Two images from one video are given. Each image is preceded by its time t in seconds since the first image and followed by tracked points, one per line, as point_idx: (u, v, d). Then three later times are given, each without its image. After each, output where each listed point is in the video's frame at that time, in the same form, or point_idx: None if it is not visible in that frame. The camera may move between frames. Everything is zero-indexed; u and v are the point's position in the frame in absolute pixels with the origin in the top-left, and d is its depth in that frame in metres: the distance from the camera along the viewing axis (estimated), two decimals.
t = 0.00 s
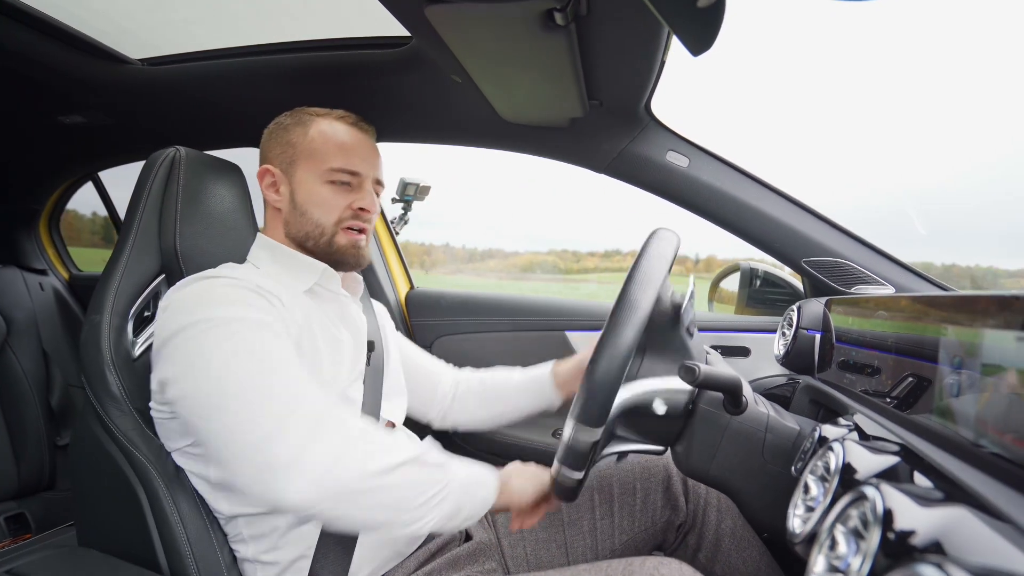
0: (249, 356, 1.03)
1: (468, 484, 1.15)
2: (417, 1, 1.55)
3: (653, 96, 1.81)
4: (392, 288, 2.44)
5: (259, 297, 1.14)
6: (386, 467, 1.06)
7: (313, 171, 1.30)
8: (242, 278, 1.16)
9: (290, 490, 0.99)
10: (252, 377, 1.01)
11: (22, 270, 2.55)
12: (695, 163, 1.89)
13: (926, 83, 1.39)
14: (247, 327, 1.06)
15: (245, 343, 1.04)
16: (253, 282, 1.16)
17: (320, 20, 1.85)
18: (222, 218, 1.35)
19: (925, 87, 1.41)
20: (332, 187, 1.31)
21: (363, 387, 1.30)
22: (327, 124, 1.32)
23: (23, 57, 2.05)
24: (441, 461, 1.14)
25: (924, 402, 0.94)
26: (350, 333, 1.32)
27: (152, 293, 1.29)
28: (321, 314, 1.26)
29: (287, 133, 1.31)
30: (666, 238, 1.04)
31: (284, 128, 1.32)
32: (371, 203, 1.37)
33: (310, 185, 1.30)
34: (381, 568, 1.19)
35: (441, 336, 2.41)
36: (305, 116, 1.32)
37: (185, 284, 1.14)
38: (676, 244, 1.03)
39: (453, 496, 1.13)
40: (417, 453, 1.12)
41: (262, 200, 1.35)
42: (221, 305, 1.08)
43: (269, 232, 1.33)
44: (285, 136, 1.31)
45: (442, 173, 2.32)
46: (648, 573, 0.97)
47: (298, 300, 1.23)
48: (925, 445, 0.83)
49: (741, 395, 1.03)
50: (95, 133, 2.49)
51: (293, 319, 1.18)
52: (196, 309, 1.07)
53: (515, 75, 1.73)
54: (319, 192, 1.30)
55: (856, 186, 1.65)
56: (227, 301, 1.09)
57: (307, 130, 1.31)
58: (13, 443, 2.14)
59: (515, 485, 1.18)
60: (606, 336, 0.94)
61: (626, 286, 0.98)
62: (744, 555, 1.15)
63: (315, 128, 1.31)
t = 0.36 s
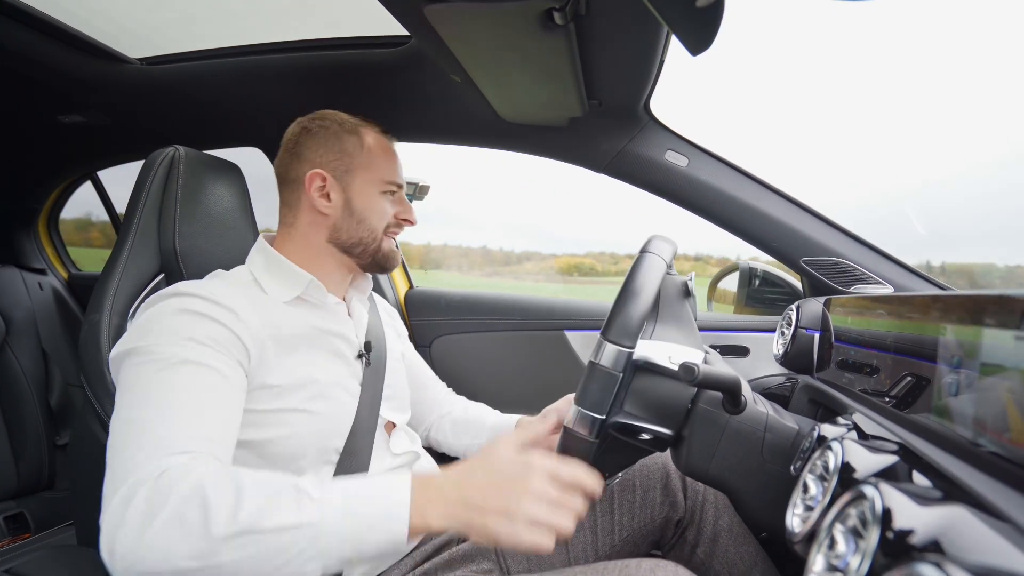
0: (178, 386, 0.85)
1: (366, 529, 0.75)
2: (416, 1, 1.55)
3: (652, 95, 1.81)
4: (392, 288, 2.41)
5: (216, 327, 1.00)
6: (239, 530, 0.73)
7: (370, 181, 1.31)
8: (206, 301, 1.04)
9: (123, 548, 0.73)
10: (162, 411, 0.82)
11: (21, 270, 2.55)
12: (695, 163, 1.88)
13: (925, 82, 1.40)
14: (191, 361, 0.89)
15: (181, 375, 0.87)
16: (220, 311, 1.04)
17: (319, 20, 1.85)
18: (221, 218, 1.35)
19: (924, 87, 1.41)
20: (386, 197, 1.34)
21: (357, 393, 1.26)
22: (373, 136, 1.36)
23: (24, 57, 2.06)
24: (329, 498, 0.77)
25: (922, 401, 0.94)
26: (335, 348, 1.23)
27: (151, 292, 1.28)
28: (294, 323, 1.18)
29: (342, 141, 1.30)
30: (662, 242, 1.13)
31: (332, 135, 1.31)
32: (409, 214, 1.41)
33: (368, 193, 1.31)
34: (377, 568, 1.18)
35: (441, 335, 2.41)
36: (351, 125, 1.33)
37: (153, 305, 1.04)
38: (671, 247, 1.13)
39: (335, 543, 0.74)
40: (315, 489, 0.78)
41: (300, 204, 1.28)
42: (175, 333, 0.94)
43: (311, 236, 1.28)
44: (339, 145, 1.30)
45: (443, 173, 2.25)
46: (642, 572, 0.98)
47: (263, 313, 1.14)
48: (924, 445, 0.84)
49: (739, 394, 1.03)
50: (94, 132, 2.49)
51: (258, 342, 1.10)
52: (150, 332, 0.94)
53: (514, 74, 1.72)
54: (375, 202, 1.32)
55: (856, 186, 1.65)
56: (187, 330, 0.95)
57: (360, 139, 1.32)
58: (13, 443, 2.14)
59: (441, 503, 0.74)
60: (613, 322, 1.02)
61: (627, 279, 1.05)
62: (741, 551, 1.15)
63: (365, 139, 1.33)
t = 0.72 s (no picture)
0: (235, 334, 0.94)
1: (487, 350, 0.94)
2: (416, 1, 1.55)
3: (652, 94, 1.82)
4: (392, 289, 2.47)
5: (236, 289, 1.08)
6: (401, 382, 0.89)
7: (310, 176, 1.27)
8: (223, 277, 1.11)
9: (329, 438, 0.88)
10: (247, 352, 0.91)
11: (20, 270, 2.55)
12: (695, 163, 1.88)
13: (923, 82, 1.40)
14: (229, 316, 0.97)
15: (230, 327, 0.95)
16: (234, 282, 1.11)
17: (319, 19, 1.85)
18: (220, 218, 1.34)
19: (924, 87, 1.41)
20: (331, 190, 1.28)
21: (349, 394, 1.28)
22: (312, 124, 1.29)
23: (24, 57, 2.07)
24: (439, 339, 0.94)
25: (922, 401, 0.94)
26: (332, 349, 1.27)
27: (150, 293, 1.28)
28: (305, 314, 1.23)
29: (275, 139, 1.28)
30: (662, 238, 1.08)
31: (268, 135, 1.30)
32: (369, 200, 1.34)
33: (308, 189, 1.27)
34: (376, 568, 1.18)
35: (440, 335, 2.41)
36: (286, 119, 1.29)
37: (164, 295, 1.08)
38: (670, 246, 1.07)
39: (476, 358, 0.93)
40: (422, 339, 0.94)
41: (257, 210, 1.32)
42: (206, 305, 1.01)
43: (269, 239, 1.32)
44: (273, 144, 1.28)
45: (444, 174, 2.27)
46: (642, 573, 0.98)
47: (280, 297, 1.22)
48: (923, 445, 0.84)
49: (739, 394, 1.03)
50: (94, 132, 2.49)
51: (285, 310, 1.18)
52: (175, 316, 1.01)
53: (514, 74, 1.73)
54: (319, 197, 1.27)
55: (856, 186, 1.65)
56: (211, 299, 1.02)
57: (293, 132, 1.28)
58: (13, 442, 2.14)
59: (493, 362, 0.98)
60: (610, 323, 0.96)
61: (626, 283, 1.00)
62: (743, 550, 1.15)
63: (301, 130, 1.28)
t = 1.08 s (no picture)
0: (289, 303, 0.99)
1: (541, 305, 1.03)
2: (416, 2, 1.55)
3: (652, 95, 1.82)
4: (392, 289, 2.51)
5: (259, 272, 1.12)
6: (473, 324, 0.99)
7: (316, 177, 1.27)
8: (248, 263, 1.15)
9: (430, 364, 0.96)
10: (314, 312, 0.98)
11: (21, 271, 2.56)
12: (695, 163, 1.89)
13: (924, 83, 1.40)
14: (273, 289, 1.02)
15: (282, 297, 1.00)
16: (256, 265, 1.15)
17: (319, 20, 1.85)
18: (221, 218, 1.34)
19: (924, 87, 1.41)
20: (336, 192, 1.29)
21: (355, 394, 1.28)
22: (320, 124, 1.29)
23: (24, 57, 2.07)
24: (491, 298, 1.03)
25: (922, 402, 0.94)
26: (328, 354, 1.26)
27: (150, 294, 1.28)
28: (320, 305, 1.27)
29: (282, 138, 1.28)
30: (662, 238, 0.99)
31: (275, 132, 1.29)
32: (373, 203, 1.35)
33: (313, 190, 1.27)
34: (376, 569, 1.18)
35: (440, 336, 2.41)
36: (295, 117, 1.29)
37: (185, 290, 1.09)
38: (668, 257, 0.97)
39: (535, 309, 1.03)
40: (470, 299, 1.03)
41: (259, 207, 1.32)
42: (237, 286, 1.05)
43: (272, 237, 1.32)
44: (279, 143, 1.28)
45: (445, 174, 2.28)
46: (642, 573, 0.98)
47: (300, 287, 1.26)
48: (923, 445, 0.84)
49: (738, 394, 1.03)
50: (94, 133, 2.49)
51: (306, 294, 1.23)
52: (210, 305, 1.04)
53: (514, 76, 1.73)
54: (323, 198, 1.28)
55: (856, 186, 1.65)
56: (243, 283, 1.06)
57: (301, 132, 1.28)
58: (13, 443, 2.15)
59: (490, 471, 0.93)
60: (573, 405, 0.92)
61: (610, 316, 0.94)
62: (743, 552, 1.15)
63: (309, 130, 1.28)
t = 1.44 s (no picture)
0: (226, 336, 1.00)
1: (468, 348, 0.98)
2: (418, 5, 1.55)
3: (653, 99, 1.82)
4: (392, 292, 2.50)
5: (225, 289, 1.16)
6: (378, 395, 0.94)
7: (327, 178, 1.28)
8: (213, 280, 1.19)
9: (268, 436, 0.94)
10: (236, 352, 0.98)
11: (22, 274, 2.56)
12: (695, 167, 1.89)
13: (925, 87, 1.41)
14: (216, 317, 1.04)
15: (220, 327, 1.02)
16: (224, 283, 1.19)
17: (320, 24, 1.85)
18: (222, 222, 1.36)
19: (925, 90, 1.41)
20: (345, 195, 1.31)
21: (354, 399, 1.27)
22: (332, 129, 1.31)
23: (25, 61, 2.07)
24: (405, 341, 0.97)
25: (923, 406, 0.93)
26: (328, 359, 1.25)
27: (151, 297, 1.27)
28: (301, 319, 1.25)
29: (294, 137, 1.27)
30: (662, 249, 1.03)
31: (286, 132, 1.28)
32: (376, 209, 1.38)
33: (323, 191, 1.28)
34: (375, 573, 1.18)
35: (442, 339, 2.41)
36: (309, 119, 1.29)
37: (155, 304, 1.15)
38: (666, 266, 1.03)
39: (455, 374, 0.96)
40: (385, 347, 0.97)
41: (262, 205, 1.30)
42: (192, 309, 1.08)
43: (273, 237, 1.31)
44: (290, 143, 1.27)
45: (446, 177, 2.28)
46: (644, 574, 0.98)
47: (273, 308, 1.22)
48: (925, 449, 0.83)
49: (740, 396, 1.03)
50: (95, 137, 2.49)
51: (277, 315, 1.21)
52: (165, 321, 1.08)
53: (515, 79, 1.73)
54: (332, 200, 1.29)
55: (857, 189, 1.65)
56: (200, 301, 1.09)
57: (314, 134, 1.28)
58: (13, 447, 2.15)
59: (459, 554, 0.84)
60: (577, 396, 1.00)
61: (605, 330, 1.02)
62: (743, 555, 1.16)
63: (322, 134, 1.29)
